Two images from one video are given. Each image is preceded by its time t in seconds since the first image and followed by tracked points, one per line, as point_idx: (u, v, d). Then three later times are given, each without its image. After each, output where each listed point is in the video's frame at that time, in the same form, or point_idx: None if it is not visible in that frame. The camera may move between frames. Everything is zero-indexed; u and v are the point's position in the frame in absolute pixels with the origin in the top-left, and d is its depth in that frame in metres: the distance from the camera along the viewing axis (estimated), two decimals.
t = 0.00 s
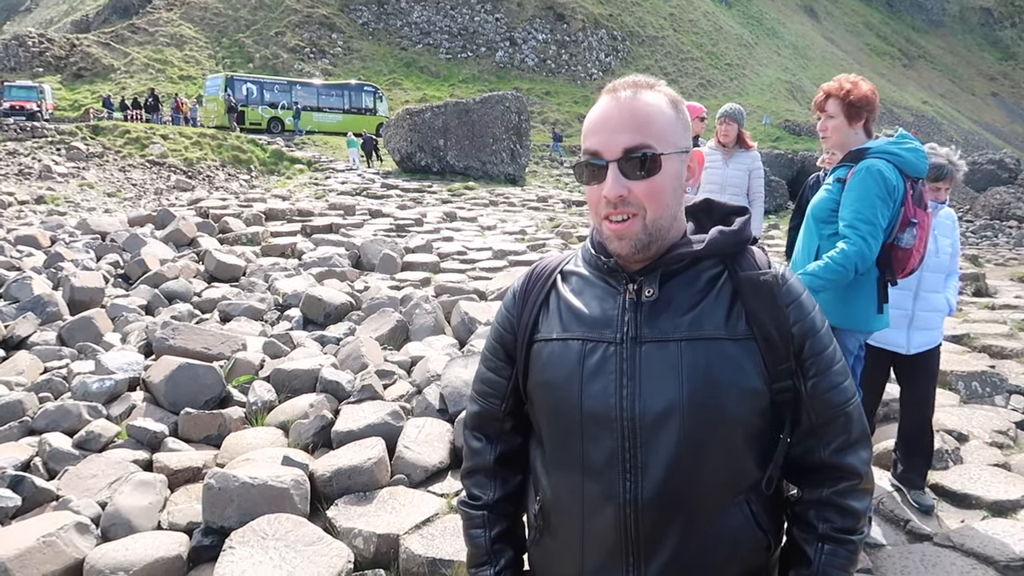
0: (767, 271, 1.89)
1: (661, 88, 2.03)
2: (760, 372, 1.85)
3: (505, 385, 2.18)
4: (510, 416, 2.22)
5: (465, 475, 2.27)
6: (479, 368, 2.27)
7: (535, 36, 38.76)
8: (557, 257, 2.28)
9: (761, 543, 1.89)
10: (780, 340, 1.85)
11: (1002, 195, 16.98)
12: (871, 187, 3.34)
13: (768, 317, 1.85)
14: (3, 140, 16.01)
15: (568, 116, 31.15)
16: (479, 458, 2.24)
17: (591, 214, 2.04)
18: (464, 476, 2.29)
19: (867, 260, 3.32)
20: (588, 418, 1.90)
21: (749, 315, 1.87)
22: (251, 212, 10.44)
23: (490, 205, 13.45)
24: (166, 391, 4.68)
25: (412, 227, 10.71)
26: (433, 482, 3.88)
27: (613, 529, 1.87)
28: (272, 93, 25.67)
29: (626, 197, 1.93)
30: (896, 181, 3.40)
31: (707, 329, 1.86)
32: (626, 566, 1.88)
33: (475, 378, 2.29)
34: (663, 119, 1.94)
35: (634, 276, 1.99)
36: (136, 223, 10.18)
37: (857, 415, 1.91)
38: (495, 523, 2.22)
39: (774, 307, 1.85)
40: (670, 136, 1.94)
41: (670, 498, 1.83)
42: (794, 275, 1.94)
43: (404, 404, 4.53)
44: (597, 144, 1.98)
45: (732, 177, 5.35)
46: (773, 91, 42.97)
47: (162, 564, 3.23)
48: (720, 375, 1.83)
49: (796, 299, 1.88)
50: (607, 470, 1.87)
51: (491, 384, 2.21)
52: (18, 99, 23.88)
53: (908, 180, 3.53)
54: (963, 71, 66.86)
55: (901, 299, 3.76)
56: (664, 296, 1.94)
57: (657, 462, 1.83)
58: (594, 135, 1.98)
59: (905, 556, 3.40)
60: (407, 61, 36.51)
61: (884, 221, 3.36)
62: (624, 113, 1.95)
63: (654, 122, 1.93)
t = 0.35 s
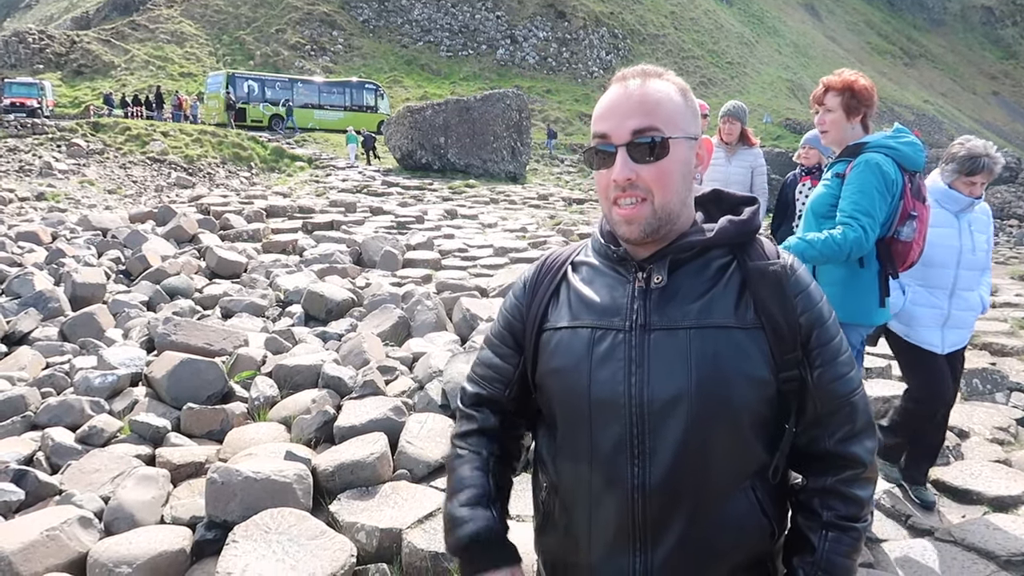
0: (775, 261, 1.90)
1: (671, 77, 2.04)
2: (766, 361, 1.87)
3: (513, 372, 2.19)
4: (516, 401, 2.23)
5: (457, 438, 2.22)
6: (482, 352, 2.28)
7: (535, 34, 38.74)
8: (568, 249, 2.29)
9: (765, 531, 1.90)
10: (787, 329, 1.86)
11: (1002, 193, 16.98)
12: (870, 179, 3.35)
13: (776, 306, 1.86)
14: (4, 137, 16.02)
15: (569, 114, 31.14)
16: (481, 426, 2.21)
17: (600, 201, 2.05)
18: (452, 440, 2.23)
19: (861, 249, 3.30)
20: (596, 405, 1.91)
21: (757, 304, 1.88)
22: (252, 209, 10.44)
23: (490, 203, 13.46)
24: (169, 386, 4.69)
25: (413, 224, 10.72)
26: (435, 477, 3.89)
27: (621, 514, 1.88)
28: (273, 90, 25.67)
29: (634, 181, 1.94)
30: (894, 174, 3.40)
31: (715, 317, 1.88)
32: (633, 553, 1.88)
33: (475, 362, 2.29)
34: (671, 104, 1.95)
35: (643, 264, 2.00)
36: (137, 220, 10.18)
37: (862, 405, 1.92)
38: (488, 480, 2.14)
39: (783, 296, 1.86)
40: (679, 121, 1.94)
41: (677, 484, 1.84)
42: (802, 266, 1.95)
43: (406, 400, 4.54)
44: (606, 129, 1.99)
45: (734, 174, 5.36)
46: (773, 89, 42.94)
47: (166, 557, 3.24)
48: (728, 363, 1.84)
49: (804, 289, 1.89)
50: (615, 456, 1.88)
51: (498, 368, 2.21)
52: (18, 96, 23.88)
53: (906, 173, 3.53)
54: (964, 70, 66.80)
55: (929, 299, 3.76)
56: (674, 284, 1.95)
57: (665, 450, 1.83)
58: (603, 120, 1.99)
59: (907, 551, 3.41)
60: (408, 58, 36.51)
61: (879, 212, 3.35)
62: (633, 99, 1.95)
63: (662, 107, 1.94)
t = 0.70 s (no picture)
0: (784, 258, 1.90)
1: (670, 75, 2.05)
2: (773, 357, 1.87)
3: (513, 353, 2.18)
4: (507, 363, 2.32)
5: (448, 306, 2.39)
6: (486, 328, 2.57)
7: (534, 33, 38.75)
8: (579, 236, 2.26)
9: (770, 529, 1.91)
10: (795, 326, 1.86)
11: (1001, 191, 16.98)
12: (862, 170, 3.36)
13: (785, 303, 1.86)
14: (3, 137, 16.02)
15: (569, 113, 31.12)
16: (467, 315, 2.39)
17: (603, 197, 2.04)
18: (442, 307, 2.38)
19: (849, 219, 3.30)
20: (601, 393, 1.90)
21: (766, 301, 1.88)
22: (251, 209, 10.44)
23: (490, 203, 13.45)
24: (169, 387, 4.68)
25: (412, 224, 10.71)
26: (437, 477, 3.89)
27: (623, 502, 1.88)
28: (272, 90, 25.58)
29: (635, 176, 1.93)
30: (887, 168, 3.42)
31: (724, 311, 1.87)
32: (636, 543, 1.88)
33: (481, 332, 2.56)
34: (670, 100, 1.95)
35: (652, 258, 1.98)
36: (136, 220, 10.17)
37: (869, 405, 1.93)
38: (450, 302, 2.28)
39: (792, 294, 1.87)
40: (677, 116, 1.94)
41: (681, 475, 1.84)
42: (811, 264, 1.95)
43: (406, 400, 4.54)
44: (606, 127, 1.98)
45: (735, 174, 5.36)
46: (772, 88, 42.92)
47: (167, 559, 3.24)
48: (735, 356, 1.84)
49: (812, 288, 1.90)
50: (619, 445, 1.88)
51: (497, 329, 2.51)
52: (17, 97, 23.86)
53: (901, 170, 3.55)
54: (962, 67, 66.79)
55: (975, 313, 3.54)
56: (683, 278, 1.94)
57: (670, 441, 1.83)
58: (604, 118, 1.99)
59: (909, 551, 3.41)
60: (407, 58, 36.49)
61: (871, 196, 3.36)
62: (631, 96, 1.96)
63: (659, 101, 1.94)
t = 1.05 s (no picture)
0: (790, 263, 1.90)
1: (675, 78, 2.05)
2: (776, 360, 1.87)
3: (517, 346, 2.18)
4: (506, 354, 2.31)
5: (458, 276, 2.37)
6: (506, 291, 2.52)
7: (533, 32, 38.74)
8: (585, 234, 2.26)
9: (765, 531, 1.91)
10: (800, 331, 1.86)
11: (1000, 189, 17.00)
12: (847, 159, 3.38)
13: (790, 308, 1.86)
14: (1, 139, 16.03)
15: (568, 112, 31.12)
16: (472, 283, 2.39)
17: (613, 198, 2.03)
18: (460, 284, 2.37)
19: (831, 193, 3.34)
20: (602, 389, 1.90)
21: (771, 305, 1.88)
22: (251, 210, 10.43)
23: (489, 202, 13.46)
24: (170, 387, 4.68)
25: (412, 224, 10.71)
26: (438, 477, 3.89)
27: (621, 500, 1.88)
28: (271, 90, 25.94)
29: (649, 177, 1.93)
30: (876, 161, 3.44)
31: (730, 312, 1.87)
32: (632, 541, 1.88)
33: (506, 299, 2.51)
34: (679, 102, 1.95)
35: (660, 257, 1.98)
36: (136, 221, 10.17)
37: (868, 411, 1.94)
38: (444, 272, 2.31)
39: (796, 299, 1.87)
40: (687, 118, 1.95)
41: (682, 475, 1.84)
42: (815, 270, 1.95)
43: (407, 400, 4.54)
44: (617, 128, 1.97)
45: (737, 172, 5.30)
46: (771, 86, 42.92)
47: (169, 559, 3.24)
48: (738, 358, 1.85)
49: (816, 294, 1.90)
50: (620, 440, 1.87)
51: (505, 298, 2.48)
52: (15, 98, 23.83)
53: (895, 165, 3.54)
54: (961, 65, 66.76)
55: (1016, 308, 3.35)
56: (690, 277, 1.94)
57: (672, 440, 1.84)
58: (614, 119, 1.98)
59: (910, 548, 3.41)
60: (406, 57, 36.47)
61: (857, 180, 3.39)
62: (642, 98, 1.95)
63: (670, 102, 1.94)
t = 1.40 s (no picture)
0: (789, 266, 1.91)
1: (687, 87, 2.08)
2: (779, 362, 1.88)
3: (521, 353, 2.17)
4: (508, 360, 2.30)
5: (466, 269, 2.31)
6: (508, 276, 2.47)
7: (539, 32, 38.73)
8: (582, 240, 2.25)
9: (772, 533, 1.92)
10: (801, 334, 1.87)
11: (1009, 188, 16.89)
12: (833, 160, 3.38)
13: (792, 311, 1.87)
14: (10, 140, 16.13)
15: (574, 112, 31.11)
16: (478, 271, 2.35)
17: (630, 203, 1.99)
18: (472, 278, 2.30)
19: (813, 193, 3.36)
20: (607, 395, 1.90)
21: (773, 308, 1.88)
22: (258, 210, 10.47)
23: (495, 202, 13.46)
24: (177, 388, 4.70)
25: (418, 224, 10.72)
26: (444, 478, 3.89)
27: (627, 505, 1.87)
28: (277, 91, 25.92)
29: (682, 186, 1.93)
30: (871, 161, 3.42)
31: (732, 317, 1.88)
32: (639, 546, 1.88)
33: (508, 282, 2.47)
34: (702, 112, 1.99)
35: (662, 262, 1.98)
36: (143, 222, 10.21)
37: (870, 412, 1.94)
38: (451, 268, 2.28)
39: (798, 302, 1.88)
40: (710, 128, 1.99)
41: (688, 480, 1.84)
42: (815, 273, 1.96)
43: (414, 400, 4.54)
44: (650, 132, 1.94)
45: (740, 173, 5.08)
46: (778, 85, 42.78)
47: (177, 559, 3.25)
48: (740, 362, 1.85)
49: (816, 296, 1.91)
50: (625, 446, 1.87)
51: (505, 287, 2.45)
52: (24, 99, 23.95)
53: (892, 166, 3.47)
54: (969, 64, 66.42)
55: None
56: (692, 282, 1.94)
57: (678, 446, 1.84)
58: (644, 123, 1.95)
59: (917, 550, 3.40)
60: (412, 58, 36.49)
61: (842, 183, 3.37)
62: (673, 103, 1.95)
63: (699, 111, 1.97)
